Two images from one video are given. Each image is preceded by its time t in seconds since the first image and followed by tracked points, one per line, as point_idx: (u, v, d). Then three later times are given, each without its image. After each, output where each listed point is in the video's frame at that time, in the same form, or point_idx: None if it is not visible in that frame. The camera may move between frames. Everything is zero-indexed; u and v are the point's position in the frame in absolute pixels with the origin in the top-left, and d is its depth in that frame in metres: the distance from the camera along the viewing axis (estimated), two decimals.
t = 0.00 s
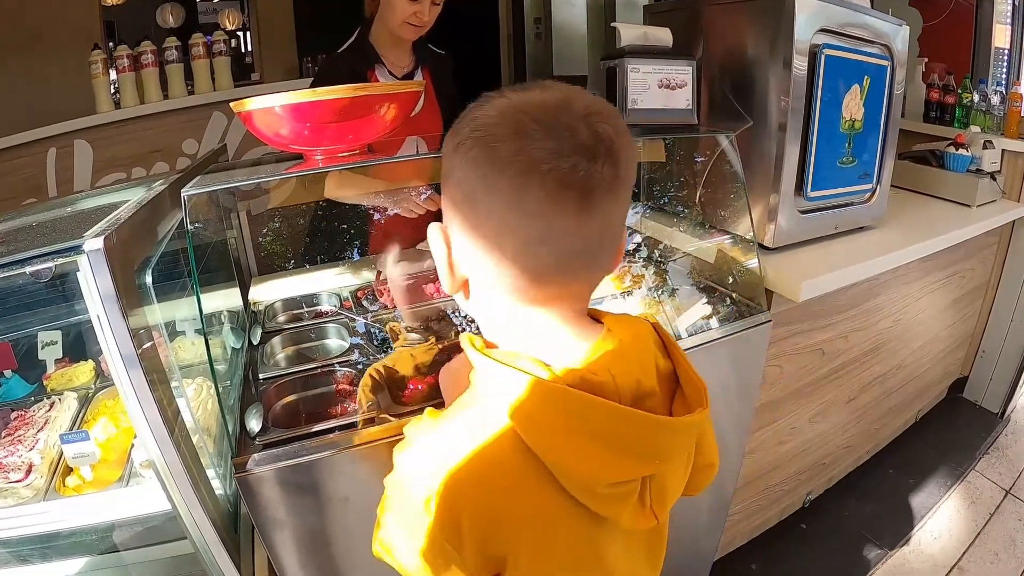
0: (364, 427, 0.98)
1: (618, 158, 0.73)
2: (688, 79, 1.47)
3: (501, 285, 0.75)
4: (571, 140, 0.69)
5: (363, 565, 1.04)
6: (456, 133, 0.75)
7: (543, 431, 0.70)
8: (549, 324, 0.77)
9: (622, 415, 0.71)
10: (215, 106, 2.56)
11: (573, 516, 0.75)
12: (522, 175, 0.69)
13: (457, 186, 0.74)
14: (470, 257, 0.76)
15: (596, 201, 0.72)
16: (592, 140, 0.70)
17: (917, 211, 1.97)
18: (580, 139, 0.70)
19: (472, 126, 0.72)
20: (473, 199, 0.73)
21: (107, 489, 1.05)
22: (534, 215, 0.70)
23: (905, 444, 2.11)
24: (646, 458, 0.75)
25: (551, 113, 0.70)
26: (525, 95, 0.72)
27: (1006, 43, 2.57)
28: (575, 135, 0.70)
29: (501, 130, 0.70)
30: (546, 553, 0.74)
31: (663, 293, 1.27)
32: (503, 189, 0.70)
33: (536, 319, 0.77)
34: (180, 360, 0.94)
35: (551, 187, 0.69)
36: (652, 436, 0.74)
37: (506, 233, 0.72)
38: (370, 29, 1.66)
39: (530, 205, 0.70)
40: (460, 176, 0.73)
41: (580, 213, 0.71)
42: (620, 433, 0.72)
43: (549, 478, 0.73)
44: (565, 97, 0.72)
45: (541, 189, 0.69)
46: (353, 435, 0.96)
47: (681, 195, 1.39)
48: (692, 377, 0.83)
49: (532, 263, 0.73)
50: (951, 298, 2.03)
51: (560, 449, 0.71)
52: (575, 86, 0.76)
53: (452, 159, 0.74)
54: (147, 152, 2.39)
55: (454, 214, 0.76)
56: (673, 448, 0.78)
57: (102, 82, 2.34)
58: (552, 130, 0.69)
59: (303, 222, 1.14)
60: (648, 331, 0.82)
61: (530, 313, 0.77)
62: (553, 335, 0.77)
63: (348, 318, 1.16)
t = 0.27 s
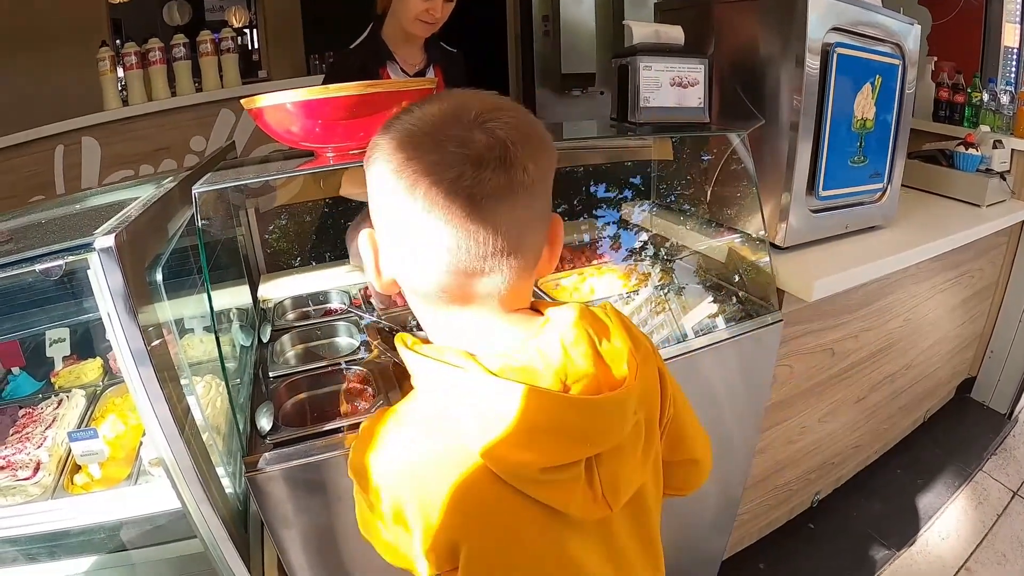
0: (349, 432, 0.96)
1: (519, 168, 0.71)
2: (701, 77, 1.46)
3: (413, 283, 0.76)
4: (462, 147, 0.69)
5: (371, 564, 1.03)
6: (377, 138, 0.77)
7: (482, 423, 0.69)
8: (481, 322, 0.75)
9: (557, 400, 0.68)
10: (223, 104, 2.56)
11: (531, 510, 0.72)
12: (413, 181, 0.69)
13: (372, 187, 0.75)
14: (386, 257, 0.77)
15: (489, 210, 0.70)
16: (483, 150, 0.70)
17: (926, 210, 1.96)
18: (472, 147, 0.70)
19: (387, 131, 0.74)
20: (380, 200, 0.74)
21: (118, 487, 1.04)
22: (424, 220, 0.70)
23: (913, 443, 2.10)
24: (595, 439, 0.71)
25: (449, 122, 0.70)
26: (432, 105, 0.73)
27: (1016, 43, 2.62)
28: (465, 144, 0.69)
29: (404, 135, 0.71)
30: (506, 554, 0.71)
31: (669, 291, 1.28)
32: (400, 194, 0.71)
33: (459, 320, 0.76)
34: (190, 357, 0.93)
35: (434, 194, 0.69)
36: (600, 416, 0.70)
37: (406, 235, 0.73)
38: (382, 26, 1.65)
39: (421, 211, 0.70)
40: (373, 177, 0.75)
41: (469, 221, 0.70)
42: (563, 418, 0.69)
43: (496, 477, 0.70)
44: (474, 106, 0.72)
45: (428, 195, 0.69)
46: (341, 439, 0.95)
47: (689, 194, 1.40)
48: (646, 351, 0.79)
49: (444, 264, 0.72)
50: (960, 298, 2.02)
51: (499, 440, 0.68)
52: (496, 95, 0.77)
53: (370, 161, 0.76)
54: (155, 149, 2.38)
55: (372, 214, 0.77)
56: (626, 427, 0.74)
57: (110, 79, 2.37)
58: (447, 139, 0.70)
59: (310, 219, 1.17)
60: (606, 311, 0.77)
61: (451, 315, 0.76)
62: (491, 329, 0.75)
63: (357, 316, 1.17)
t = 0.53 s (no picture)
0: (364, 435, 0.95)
1: (514, 167, 0.71)
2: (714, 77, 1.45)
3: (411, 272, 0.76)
4: (458, 144, 0.69)
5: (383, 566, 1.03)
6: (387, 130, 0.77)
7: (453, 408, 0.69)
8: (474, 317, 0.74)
9: (532, 403, 0.66)
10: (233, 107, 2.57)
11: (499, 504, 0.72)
12: (409, 175, 0.70)
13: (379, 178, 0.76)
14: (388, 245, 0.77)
15: (480, 208, 0.69)
16: (477, 149, 0.70)
17: (939, 209, 1.95)
18: (468, 145, 0.69)
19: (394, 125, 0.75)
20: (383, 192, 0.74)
21: (130, 490, 1.04)
22: (419, 214, 0.70)
23: (926, 444, 2.08)
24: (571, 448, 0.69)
25: (449, 118, 0.70)
26: (435, 101, 0.73)
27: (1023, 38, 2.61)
28: (462, 141, 0.69)
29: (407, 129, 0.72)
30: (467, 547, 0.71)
31: (680, 292, 1.27)
32: (400, 187, 0.71)
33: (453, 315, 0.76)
34: (203, 360, 0.93)
35: (427, 188, 0.69)
36: (578, 426, 0.68)
37: (404, 227, 0.73)
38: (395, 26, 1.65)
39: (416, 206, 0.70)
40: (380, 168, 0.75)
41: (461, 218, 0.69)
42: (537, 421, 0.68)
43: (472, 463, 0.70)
44: (476, 105, 0.72)
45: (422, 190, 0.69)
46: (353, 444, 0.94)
47: (699, 193, 1.39)
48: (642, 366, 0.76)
49: (440, 258, 0.71)
50: (974, 297, 2.00)
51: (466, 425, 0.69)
52: (501, 92, 0.76)
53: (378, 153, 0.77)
54: (166, 152, 2.39)
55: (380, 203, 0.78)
56: (605, 438, 0.72)
57: (122, 83, 2.38)
58: (445, 135, 0.70)
59: (322, 220, 1.17)
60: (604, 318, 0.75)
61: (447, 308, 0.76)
62: (489, 327, 0.74)
63: (370, 317, 1.19)
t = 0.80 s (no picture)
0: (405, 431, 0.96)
1: (557, 171, 0.70)
2: (746, 80, 1.44)
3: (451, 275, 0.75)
4: (502, 146, 0.69)
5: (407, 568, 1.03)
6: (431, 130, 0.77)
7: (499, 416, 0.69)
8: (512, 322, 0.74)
9: (573, 410, 0.66)
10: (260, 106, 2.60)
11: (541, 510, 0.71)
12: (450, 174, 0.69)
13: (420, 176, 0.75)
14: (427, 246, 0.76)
15: (522, 211, 0.69)
16: (521, 151, 0.69)
17: (970, 214, 1.91)
18: (513, 147, 0.69)
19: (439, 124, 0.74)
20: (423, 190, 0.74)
21: (155, 485, 1.04)
22: (460, 214, 0.70)
23: (953, 453, 2.04)
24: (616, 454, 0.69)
25: (494, 119, 0.70)
26: (480, 103, 0.73)
27: None
28: (506, 143, 0.69)
29: (451, 128, 0.71)
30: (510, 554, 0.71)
31: (706, 296, 1.26)
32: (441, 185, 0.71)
33: (493, 319, 0.75)
34: (231, 357, 0.93)
35: (469, 189, 0.69)
36: (621, 432, 0.68)
37: (443, 227, 0.72)
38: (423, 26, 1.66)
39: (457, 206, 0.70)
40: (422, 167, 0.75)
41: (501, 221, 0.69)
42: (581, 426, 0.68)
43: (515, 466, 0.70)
44: (523, 109, 0.72)
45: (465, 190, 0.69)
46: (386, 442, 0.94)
47: (726, 195, 1.38)
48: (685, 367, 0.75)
49: (479, 262, 0.71)
50: (1005, 304, 1.96)
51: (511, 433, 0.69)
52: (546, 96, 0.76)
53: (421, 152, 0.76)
54: (194, 150, 2.42)
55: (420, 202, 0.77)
56: (647, 443, 0.71)
57: (151, 82, 2.41)
58: (490, 137, 0.69)
59: (349, 220, 1.16)
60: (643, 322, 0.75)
61: (486, 312, 0.75)
62: (525, 333, 0.74)
63: (396, 318, 1.21)
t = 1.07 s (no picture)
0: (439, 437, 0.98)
1: (639, 177, 0.70)
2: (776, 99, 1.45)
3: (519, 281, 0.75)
4: (581, 150, 0.69)
5: None
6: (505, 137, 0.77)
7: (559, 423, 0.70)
8: (578, 336, 0.75)
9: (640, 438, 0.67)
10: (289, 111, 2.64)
11: (594, 536, 0.72)
12: (529, 178, 0.69)
13: (494, 182, 0.76)
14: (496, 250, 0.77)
15: (602, 215, 0.69)
16: (602, 154, 0.69)
17: (999, 238, 1.89)
18: (595, 150, 0.69)
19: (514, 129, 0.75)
20: (497, 195, 0.74)
21: (175, 483, 1.04)
22: (538, 218, 0.70)
23: (975, 480, 2.01)
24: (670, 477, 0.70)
25: (574, 124, 0.71)
26: (557, 110, 0.74)
27: None
28: (588, 147, 0.69)
29: (530, 132, 0.72)
30: None
31: (729, 315, 1.26)
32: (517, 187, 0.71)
33: (560, 326, 0.75)
34: (258, 359, 0.94)
35: (549, 192, 0.69)
36: (684, 460, 0.69)
37: (517, 232, 0.73)
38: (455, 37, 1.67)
39: (535, 209, 0.70)
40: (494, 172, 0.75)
41: (578, 227, 0.70)
42: (640, 459, 0.68)
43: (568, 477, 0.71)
44: (602, 117, 0.73)
45: (544, 193, 0.69)
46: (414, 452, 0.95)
47: (752, 214, 1.39)
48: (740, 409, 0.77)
49: (554, 269, 0.72)
50: None
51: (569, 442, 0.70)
52: (620, 105, 0.77)
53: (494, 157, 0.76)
54: (225, 154, 2.45)
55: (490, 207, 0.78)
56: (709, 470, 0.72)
57: (184, 85, 2.46)
58: (572, 143, 0.70)
59: (382, 228, 1.19)
60: (699, 344, 0.75)
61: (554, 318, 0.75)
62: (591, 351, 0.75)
63: (421, 327, 1.20)
